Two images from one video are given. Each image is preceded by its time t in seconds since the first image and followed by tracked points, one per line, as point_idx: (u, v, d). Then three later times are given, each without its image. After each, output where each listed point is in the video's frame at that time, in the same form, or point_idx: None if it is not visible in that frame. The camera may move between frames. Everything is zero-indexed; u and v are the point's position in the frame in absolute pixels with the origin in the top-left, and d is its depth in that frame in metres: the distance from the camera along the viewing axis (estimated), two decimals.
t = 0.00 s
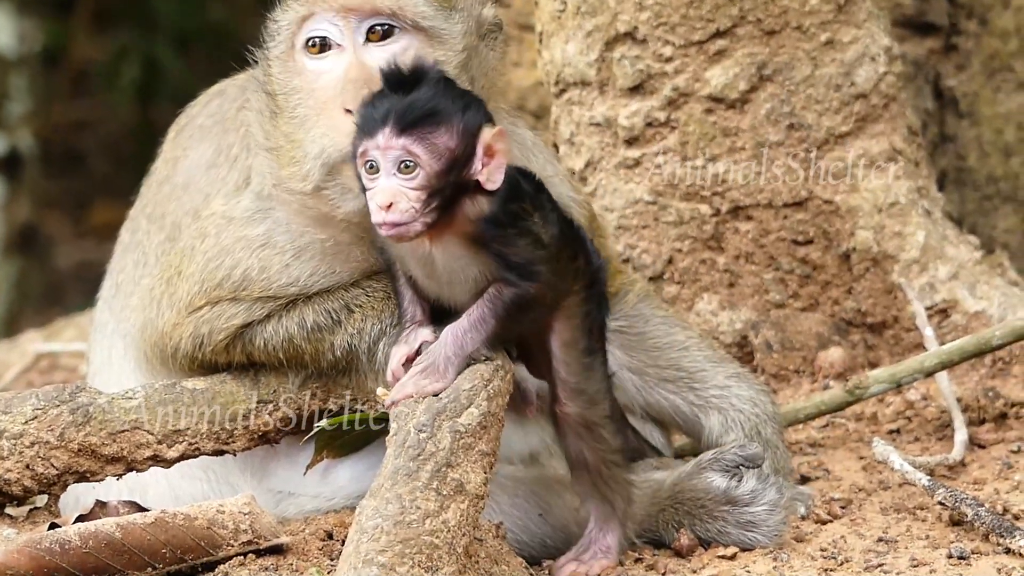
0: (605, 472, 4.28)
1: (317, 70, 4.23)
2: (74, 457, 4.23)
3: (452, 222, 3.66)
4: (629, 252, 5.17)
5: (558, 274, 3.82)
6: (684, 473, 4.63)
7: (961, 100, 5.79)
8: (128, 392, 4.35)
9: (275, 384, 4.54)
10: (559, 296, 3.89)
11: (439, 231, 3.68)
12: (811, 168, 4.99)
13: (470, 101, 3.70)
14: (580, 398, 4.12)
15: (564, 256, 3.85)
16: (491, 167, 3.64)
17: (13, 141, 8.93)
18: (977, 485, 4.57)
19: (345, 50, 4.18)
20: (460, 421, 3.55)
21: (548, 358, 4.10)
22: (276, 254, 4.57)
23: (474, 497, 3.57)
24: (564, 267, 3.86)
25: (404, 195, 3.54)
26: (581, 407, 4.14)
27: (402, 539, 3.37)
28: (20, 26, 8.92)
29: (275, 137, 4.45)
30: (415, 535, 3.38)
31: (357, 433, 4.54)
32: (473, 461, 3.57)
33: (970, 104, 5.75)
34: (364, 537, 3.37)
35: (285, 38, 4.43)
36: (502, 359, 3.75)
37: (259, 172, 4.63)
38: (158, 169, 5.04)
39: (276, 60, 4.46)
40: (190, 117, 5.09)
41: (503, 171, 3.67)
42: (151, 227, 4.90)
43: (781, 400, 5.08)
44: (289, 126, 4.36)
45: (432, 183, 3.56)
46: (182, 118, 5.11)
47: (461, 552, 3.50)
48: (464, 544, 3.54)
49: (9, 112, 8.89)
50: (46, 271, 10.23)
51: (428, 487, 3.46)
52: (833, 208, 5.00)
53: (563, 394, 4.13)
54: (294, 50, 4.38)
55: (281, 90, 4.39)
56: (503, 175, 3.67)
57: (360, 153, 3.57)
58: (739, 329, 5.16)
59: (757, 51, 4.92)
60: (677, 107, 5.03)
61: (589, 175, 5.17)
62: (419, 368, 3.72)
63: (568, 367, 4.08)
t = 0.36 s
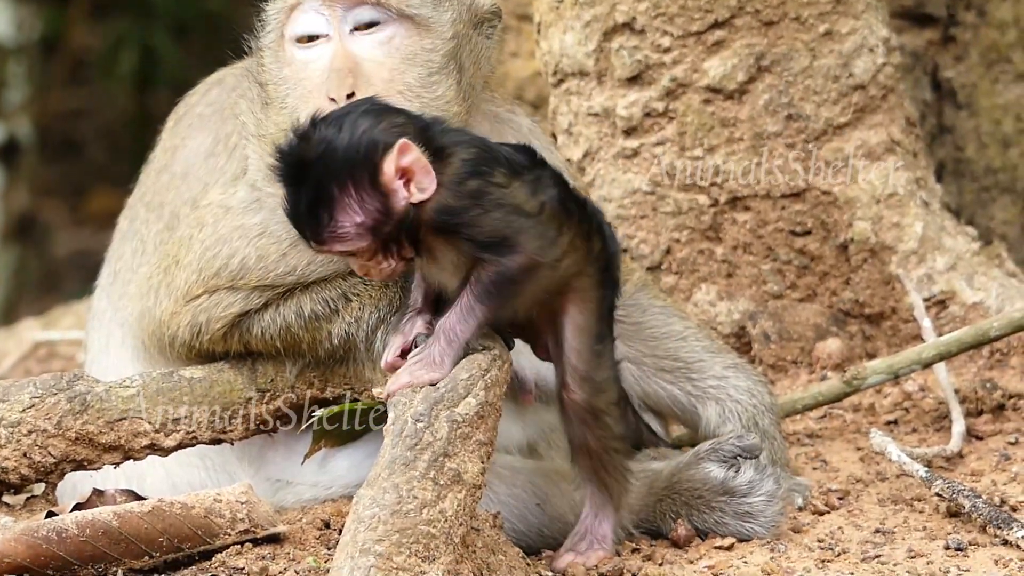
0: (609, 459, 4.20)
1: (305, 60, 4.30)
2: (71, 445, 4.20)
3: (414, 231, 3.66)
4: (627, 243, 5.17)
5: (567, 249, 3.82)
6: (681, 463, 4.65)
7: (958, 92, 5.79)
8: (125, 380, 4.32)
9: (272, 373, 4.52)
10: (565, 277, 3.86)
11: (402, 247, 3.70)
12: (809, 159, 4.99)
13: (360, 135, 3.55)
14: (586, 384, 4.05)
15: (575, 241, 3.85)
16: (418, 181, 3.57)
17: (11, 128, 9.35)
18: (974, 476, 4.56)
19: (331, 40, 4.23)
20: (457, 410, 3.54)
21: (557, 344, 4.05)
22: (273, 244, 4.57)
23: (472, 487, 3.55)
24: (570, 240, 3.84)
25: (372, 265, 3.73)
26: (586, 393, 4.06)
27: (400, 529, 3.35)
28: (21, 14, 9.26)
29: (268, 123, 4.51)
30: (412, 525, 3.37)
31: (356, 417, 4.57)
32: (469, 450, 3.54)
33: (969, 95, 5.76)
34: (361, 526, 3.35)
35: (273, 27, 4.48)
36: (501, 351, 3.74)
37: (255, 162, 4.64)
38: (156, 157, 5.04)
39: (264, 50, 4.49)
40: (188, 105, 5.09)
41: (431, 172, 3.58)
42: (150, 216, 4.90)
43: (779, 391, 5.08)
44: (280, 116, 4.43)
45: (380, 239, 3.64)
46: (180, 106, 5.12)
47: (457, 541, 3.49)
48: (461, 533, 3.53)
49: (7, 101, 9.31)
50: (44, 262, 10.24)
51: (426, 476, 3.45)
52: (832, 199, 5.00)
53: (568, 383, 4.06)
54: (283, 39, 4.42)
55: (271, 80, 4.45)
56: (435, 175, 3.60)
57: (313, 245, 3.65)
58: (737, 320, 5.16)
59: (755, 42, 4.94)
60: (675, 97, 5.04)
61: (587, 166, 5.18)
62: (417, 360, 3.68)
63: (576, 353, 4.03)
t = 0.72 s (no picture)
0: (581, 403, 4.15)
1: (332, 51, 4.34)
2: (68, 438, 4.20)
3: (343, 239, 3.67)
4: (624, 236, 5.17)
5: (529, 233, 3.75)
6: (678, 456, 4.69)
7: (956, 86, 5.79)
8: (121, 372, 4.32)
9: (269, 364, 4.47)
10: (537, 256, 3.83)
11: (338, 251, 3.73)
12: (806, 152, 4.99)
13: (283, 146, 3.56)
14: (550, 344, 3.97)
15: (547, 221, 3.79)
16: (335, 200, 3.55)
17: (9, 120, 8.88)
18: (971, 470, 4.56)
19: (363, 34, 4.30)
20: (453, 404, 3.54)
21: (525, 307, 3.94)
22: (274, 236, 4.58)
23: (468, 480, 3.55)
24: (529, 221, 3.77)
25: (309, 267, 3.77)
26: (552, 352, 3.99)
27: (396, 521, 3.36)
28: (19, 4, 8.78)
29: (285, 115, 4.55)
30: (409, 517, 3.38)
31: (354, 410, 4.54)
32: (467, 444, 3.55)
33: (966, 89, 5.75)
34: (358, 519, 3.37)
35: (293, 18, 4.47)
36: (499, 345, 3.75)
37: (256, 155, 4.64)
38: (154, 149, 5.04)
39: (284, 40, 4.49)
40: (185, 98, 5.09)
41: (348, 191, 3.55)
42: (147, 208, 4.90)
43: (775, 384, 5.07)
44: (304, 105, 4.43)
45: (305, 249, 3.67)
46: (178, 98, 5.12)
47: (454, 535, 3.49)
48: (457, 527, 3.54)
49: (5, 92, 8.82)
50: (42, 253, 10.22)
51: (422, 470, 3.45)
52: (830, 192, 5.00)
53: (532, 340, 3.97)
54: (306, 30, 4.43)
55: (293, 70, 4.46)
56: (352, 193, 3.56)
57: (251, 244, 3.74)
58: (735, 313, 5.14)
59: (753, 35, 4.94)
60: (672, 91, 5.03)
61: (585, 160, 5.17)
62: (411, 356, 3.71)
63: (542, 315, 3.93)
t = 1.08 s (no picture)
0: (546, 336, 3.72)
1: (383, 51, 4.36)
2: (68, 435, 4.21)
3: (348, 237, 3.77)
4: (624, 234, 5.20)
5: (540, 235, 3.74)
6: (677, 454, 4.67)
7: (955, 83, 5.79)
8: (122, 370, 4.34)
9: (270, 362, 4.54)
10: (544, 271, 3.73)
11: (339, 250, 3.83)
12: (805, 150, 5.00)
13: (315, 131, 3.72)
14: (540, 281, 3.69)
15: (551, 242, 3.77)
16: (354, 190, 3.66)
17: (8, 119, 8.88)
18: (971, 468, 4.56)
19: (414, 34, 4.33)
20: (454, 401, 3.52)
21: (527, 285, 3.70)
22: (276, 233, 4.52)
23: (468, 477, 3.56)
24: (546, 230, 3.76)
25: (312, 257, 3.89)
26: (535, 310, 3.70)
27: (395, 519, 3.38)
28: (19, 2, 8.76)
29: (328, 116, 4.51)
30: (409, 515, 3.40)
31: (354, 409, 4.57)
32: (467, 441, 3.54)
33: (966, 86, 5.75)
34: (357, 516, 3.40)
35: (336, 15, 4.44)
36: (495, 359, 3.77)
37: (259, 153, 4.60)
38: (153, 145, 4.99)
39: (323, 38, 4.46)
40: (184, 95, 5.06)
41: (370, 184, 3.66)
42: (147, 206, 4.86)
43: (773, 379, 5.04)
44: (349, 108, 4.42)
45: (315, 236, 3.80)
46: (177, 96, 5.08)
47: (453, 532, 3.50)
48: (457, 524, 3.54)
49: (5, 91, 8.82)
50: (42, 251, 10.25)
51: (422, 467, 3.45)
52: (829, 189, 5.01)
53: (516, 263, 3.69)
54: (350, 30, 4.42)
55: (336, 69, 4.45)
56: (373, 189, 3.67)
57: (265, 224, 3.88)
58: (734, 311, 5.15)
59: (752, 33, 4.95)
60: (672, 88, 5.06)
61: (584, 157, 5.23)
62: (413, 355, 3.73)
63: (546, 262, 3.73)
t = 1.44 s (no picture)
0: (535, 341, 3.78)
1: (421, 53, 4.49)
2: (70, 435, 4.21)
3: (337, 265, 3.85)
4: (625, 234, 5.19)
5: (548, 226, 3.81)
6: (678, 456, 4.67)
7: (957, 84, 5.79)
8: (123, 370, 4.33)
9: (271, 363, 4.53)
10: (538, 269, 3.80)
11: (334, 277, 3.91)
12: (808, 150, 5.00)
13: (288, 166, 3.80)
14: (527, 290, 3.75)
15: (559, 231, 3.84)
16: (333, 223, 3.76)
17: (9, 119, 8.88)
18: (973, 469, 4.56)
19: (451, 38, 4.47)
20: (455, 401, 3.55)
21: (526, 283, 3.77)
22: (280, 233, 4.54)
23: (471, 477, 3.55)
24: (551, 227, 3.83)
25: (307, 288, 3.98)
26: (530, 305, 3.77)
27: (397, 519, 3.37)
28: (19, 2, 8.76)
29: (356, 114, 4.61)
30: (411, 515, 3.38)
31: (355, 410, 4.61)
32: (468, 441, 3.54)
33: (967, 87, 5.75)
34: (359, 517, 3.38)
35: (375, 16, 4.55)
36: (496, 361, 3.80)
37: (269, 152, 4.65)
38: (155, 147, 4.97)
39: (359, 38, 4.58)
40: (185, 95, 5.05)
41: (348, 216, 3.76)
42: (149, 206, 4.84)
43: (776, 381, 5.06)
44: (383, 104, 4.53)
45: (303, 270, 3.88)
46: (178, 97, 5.08)
47: (455, 532, 3.50)
48: (459, 524, 3.54)
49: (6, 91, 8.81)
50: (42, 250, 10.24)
51: (424, 467, 3.44)
52: (830, 190, 5.01)
53: (501, 274, 3.75)
54: (390, 32, 4.53)
55: (371, 69, 4.55)
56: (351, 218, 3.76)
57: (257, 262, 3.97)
58: (735, 311, 5.13)
59: (754, 33, 4.95)
60: (673, 89, 5.07)
61: (585, 158, 5.23)
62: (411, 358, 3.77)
63: (531, 269, 3.77)
